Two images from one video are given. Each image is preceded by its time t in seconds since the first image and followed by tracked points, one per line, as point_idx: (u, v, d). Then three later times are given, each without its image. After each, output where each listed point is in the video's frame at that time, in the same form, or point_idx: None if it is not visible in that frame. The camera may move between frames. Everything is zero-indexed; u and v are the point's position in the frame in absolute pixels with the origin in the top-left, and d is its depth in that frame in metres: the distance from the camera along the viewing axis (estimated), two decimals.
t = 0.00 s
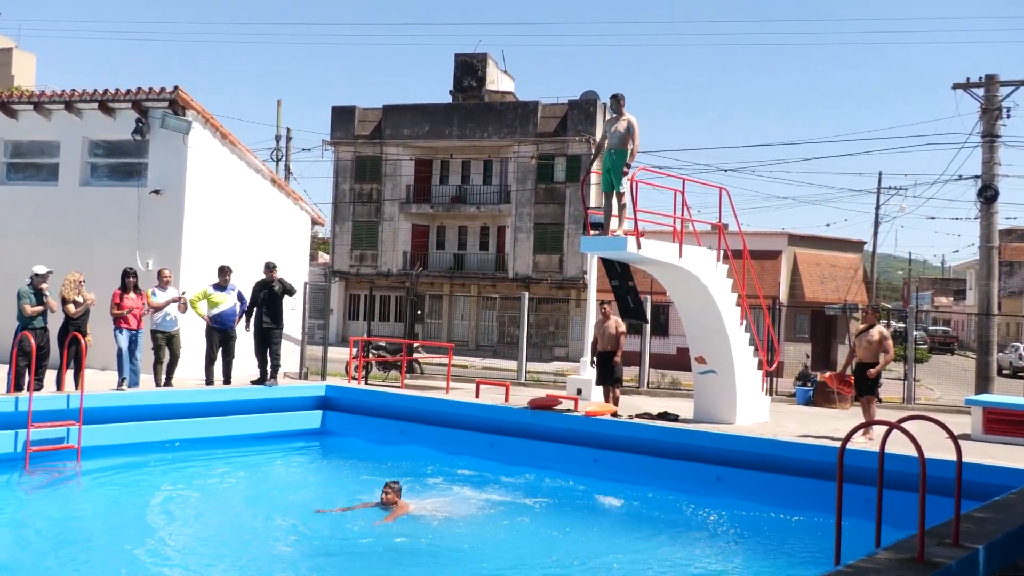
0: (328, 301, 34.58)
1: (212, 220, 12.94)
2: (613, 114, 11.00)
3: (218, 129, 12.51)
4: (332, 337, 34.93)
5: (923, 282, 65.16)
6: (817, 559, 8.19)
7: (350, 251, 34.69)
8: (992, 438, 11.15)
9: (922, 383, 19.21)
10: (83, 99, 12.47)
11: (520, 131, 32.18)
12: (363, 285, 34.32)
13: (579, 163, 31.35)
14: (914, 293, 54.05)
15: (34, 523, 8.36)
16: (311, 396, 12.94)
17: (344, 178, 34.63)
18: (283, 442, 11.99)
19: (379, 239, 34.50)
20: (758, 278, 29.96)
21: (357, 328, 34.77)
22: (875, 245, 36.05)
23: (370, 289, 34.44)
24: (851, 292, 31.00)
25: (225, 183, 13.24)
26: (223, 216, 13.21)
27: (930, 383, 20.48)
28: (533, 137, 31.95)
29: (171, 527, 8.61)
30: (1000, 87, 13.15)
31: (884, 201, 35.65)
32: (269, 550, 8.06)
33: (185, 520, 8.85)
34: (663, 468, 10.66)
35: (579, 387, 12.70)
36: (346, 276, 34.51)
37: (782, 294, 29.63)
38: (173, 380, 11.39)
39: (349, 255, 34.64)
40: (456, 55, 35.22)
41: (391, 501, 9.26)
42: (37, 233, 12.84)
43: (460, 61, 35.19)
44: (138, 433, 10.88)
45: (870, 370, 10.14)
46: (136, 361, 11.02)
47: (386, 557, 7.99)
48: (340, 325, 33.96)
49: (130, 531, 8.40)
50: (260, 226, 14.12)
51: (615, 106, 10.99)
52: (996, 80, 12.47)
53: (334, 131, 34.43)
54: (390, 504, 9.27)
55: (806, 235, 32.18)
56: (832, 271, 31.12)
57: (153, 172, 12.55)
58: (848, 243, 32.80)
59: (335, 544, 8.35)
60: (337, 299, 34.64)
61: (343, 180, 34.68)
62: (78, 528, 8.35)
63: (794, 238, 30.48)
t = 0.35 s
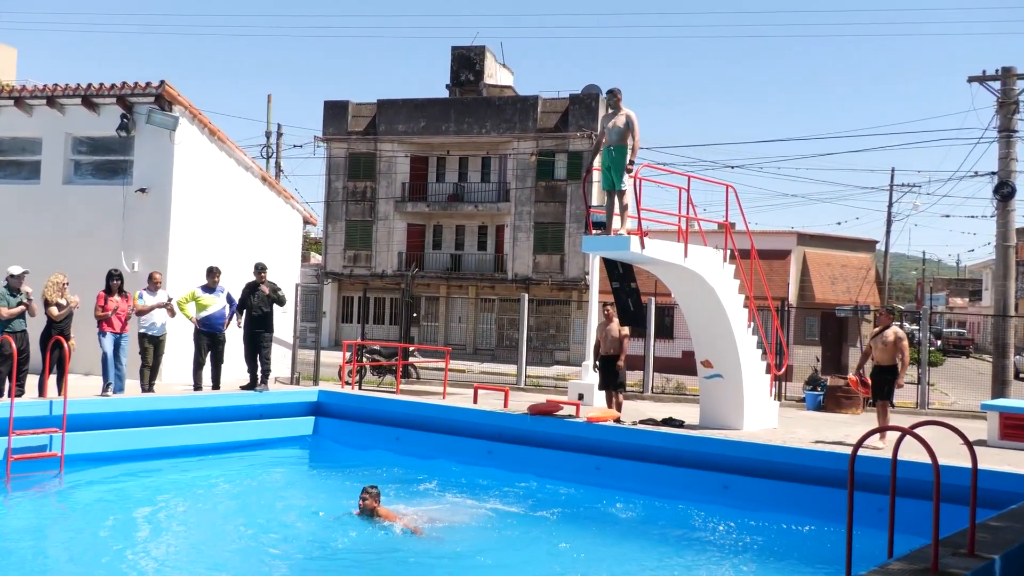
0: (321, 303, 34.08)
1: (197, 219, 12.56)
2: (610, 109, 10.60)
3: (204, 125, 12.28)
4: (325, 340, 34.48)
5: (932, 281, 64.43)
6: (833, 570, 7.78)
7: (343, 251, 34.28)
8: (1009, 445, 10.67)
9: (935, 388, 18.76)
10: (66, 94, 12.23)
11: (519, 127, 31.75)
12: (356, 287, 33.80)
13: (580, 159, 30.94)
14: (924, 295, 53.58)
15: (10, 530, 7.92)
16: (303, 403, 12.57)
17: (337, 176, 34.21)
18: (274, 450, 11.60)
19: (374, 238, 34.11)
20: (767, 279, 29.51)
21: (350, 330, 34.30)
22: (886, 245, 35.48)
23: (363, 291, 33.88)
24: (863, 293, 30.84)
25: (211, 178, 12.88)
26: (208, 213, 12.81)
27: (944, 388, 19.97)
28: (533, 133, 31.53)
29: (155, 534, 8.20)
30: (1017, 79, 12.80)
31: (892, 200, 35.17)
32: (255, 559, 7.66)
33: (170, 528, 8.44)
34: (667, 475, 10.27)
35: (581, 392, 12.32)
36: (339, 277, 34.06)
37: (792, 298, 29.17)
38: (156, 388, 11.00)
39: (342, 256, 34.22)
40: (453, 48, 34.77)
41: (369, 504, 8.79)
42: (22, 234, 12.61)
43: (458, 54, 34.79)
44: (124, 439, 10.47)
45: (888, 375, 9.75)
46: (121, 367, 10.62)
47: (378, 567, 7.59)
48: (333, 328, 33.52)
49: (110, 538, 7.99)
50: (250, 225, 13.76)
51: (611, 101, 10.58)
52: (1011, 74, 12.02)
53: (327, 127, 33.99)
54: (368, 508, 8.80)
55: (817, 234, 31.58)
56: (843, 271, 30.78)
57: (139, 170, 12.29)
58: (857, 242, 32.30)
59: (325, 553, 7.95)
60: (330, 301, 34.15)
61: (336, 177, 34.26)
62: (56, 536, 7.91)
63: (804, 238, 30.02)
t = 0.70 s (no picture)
0: (320, 306, 34.06)
1: (194, 222, 12.53)
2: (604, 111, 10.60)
3: (203, 129, 12.29)
4: (324, 343, 34.48)
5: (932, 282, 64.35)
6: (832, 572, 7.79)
7: (341, 254, 34.27)
8: (1009, 446, 10.66)
9: (934, 389, 18.77)
10: (64, 97, 12.23)
11: (517, 129, 31.76)
12: (354, 289, 33.80)
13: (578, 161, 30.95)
14: (923, 295, 53.57)
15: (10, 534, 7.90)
16: (303, 406, 12.56)
17: (335, 179, 34.21)
18: (273, 453, 11.59)
19: (373, 241, 34.09)
20: (766, 281, 29.53)
21: (348, 333, 34.29)
22: (886, 245, 35.47)
23: (362, 293, 33.85)
24: (861, 295, 30.89)
25: (210, 181, 12.88)
26: (206, 216, 12.79)
27: (944, 388, 19.95)
28: (532, 135, 31.56)
29: (154, 539, 8.17)
30: (1015, 80, 12.83)
31: (891, 201, 35.19)
32: (256, 562, 7.65)
33: (170, 531, 8.42)
34: (667, 477, 10.27)
35: (580, 395, 12.32)
36: (338, 280, 34.06)
37: (789, 298, 29.24)
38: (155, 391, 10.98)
39: (340, 259, 34.21)
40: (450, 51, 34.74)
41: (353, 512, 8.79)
42: (20, 239, 12.62)
43: (456, 57, 34.82)
44: (123, 443, 10.45)
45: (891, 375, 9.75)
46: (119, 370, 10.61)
47: (379, 570, 7.57)
48: (332, 331, 33.52)
49: (111, 543, 7.94)
50: (247, 226, 13.72)
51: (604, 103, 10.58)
52: (1008, 75, 12.04)
53: (324, 130, 33.96)
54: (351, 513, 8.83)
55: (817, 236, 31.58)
56: (842, 272, 30.85)
57: (137, 173, 12.29)
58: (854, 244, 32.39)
59: (325, 556, 7.93)
60: (329, 304, 34.12)
61: (335, 180, 34.27)
62: (55, 540, 7.89)
63: (802, 239, 30.05)
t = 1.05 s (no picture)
0: (318, 308, 34.06)
1: (193, 225, 12.53)
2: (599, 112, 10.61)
3: (201, 131, 12.29)
4: (323, 345, 34.51)
5: (931, 283, 64.36)
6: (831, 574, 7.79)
7: (339, 256, 34.27)
8: (1007, 448, 10.66)
9: (933, 391, 18.78)
10: (63, 99, 12.23)
11: (516, 130, 31.77)
12: (353, 291, 33.81)
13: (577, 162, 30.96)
14: (921, 297, 53.60)
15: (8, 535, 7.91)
16: (301, 407, 12.56)
17: (334, 181, 34.22)
18: (272, 455, 11.59)
19: (371, 242, 34.08)
20: (764, 283, 29.55)
21: (346, 335, 34.31)
22: (884, 248, 35.46)
23: (360, 295, 33.87)
24: (859, 297, 30.91)
25: (208, 183, 12.88)
26: (204, 218, 12.79)
27: (942, 391, 19.95)
28: (530, 136, 31.57)
29: (154, 541, 8.14)
30: (1012, 82, 12.84)
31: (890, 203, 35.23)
32: (254, 564, 7.66)
33: (169, 534, 8.39)
34: (665, 479, 10.26)
35: (578, 396, 12.32)
36: (337, 281, 34.07)
37: (787, 300, 29.27)
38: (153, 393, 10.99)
39: (338, 260, 34.21)
40: (449, 52, 34.75)
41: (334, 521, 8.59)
42: (19, 240, 12.62)
43: (454, 59, 34.83)
44: (121, 444, 10.45)
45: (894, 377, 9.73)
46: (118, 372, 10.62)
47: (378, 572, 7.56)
48: (330, 333, 33.54)
49: (109, 546, 7.91)
50: (245, 228, 13.73)
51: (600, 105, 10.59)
52: (1006, 77, 12.05)
53: (323, 131, 33.97)
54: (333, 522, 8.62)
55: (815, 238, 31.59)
56: (841, 274, 30.86)
57: (136, 175, 12.30)
58: (852, 246, 32.41)
59: (325, 559, 7.92)
60: (327, 306, 34.12)
61: (333, 182, 34.27)
62: (54, 541, 7.89)
63: (800, 241, 30.08)
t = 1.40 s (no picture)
0: (318, 310, 34.07)
1: (192, 227, 12.54)
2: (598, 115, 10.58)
3: (200, 133, 12.30)
4: (322, 347, 34.52)
5: (931, 287, 64.34)
6: None
7: (339, 259, 34.28)
8: (1006, 452, 10.65)
9: (932, 395, 18.78)
10: (63, 101, 12.24)
11: (515, 133, 31.79)
12: (352, 293, 33.82)
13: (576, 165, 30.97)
14: (921, 301, 53.65)
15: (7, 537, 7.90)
16: (300, 410, 12.55)
17: (333, 184, 34.24)
18: (271, 458, 11.58)
19: (371, 245, 34.08)
20: (764, 286, 29.55)
21: (346, 338, 34.30)
22: (885, 251, 35.44)
23: (360, 298, 33.88)
24: (860, 300, 30.93)
25: (208, 185, 12.88)
26: (204, 221, 12.79)
27: (942, 395, 19.94)
28: (530, 139, 31.60)
29: (154, 544, 8.12)
30: (1012, 86, 12.85)
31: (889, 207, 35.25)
32: (253, 567, 7.65)
33: (169, 537, 8.37)
34: (664, 483, 10.26)
35: (578, 399, 12.33)
36: (337, 284, 34.08)
37: (786, 304, 29.28)
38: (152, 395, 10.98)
39: (338, 263, 34.22)
40: (449, 55, 34.76)
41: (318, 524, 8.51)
42: (19, 243, 12.63)
43: (455, 62, 34.87)
44: (121, 447, 10.44)
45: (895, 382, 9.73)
46: (117, 375, 10.62)
47: None
48: (330, 336, 33.54)
49: (110, 549, 7.89)
50: (245, 232, 13.75)
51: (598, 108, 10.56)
52: (1005, 81, 12.05)
53: (323, 134, 34.00)
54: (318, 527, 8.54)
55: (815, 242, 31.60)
56: (840, 278, 30.85)
57: (135, 178, 12.30)
58: (851, 250, 32.43)
59: (325, 562, 7.89)
60: (326, 309, 34.13)
61: (333, 185, 34.29)
62: (53, 543, 7.90)
63: (799, 245, 30.10)
